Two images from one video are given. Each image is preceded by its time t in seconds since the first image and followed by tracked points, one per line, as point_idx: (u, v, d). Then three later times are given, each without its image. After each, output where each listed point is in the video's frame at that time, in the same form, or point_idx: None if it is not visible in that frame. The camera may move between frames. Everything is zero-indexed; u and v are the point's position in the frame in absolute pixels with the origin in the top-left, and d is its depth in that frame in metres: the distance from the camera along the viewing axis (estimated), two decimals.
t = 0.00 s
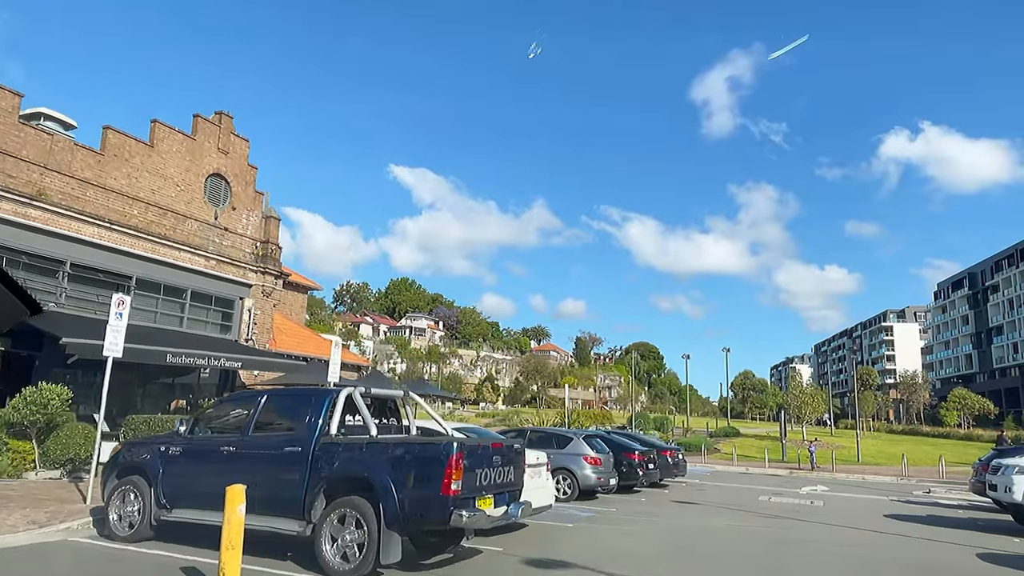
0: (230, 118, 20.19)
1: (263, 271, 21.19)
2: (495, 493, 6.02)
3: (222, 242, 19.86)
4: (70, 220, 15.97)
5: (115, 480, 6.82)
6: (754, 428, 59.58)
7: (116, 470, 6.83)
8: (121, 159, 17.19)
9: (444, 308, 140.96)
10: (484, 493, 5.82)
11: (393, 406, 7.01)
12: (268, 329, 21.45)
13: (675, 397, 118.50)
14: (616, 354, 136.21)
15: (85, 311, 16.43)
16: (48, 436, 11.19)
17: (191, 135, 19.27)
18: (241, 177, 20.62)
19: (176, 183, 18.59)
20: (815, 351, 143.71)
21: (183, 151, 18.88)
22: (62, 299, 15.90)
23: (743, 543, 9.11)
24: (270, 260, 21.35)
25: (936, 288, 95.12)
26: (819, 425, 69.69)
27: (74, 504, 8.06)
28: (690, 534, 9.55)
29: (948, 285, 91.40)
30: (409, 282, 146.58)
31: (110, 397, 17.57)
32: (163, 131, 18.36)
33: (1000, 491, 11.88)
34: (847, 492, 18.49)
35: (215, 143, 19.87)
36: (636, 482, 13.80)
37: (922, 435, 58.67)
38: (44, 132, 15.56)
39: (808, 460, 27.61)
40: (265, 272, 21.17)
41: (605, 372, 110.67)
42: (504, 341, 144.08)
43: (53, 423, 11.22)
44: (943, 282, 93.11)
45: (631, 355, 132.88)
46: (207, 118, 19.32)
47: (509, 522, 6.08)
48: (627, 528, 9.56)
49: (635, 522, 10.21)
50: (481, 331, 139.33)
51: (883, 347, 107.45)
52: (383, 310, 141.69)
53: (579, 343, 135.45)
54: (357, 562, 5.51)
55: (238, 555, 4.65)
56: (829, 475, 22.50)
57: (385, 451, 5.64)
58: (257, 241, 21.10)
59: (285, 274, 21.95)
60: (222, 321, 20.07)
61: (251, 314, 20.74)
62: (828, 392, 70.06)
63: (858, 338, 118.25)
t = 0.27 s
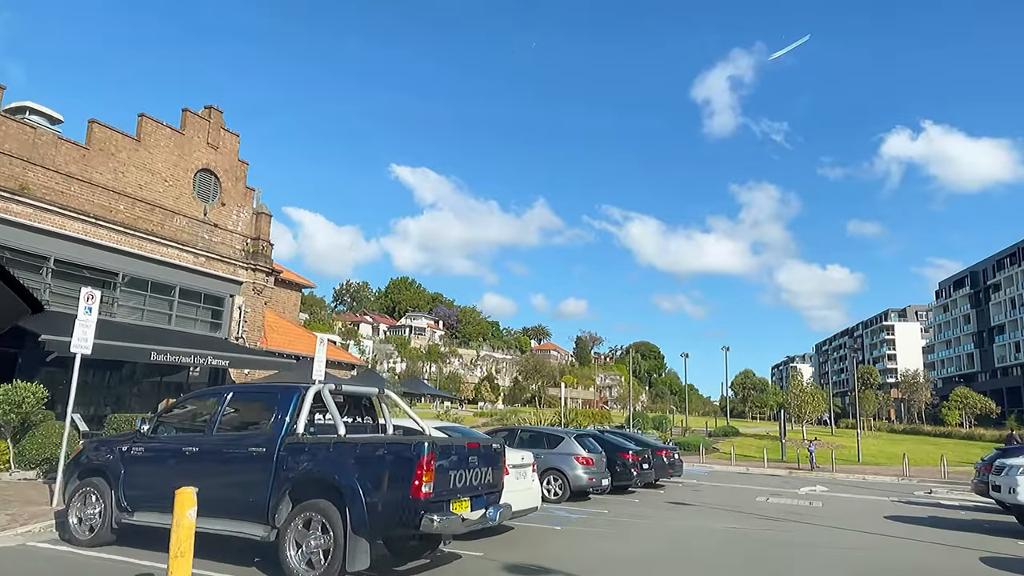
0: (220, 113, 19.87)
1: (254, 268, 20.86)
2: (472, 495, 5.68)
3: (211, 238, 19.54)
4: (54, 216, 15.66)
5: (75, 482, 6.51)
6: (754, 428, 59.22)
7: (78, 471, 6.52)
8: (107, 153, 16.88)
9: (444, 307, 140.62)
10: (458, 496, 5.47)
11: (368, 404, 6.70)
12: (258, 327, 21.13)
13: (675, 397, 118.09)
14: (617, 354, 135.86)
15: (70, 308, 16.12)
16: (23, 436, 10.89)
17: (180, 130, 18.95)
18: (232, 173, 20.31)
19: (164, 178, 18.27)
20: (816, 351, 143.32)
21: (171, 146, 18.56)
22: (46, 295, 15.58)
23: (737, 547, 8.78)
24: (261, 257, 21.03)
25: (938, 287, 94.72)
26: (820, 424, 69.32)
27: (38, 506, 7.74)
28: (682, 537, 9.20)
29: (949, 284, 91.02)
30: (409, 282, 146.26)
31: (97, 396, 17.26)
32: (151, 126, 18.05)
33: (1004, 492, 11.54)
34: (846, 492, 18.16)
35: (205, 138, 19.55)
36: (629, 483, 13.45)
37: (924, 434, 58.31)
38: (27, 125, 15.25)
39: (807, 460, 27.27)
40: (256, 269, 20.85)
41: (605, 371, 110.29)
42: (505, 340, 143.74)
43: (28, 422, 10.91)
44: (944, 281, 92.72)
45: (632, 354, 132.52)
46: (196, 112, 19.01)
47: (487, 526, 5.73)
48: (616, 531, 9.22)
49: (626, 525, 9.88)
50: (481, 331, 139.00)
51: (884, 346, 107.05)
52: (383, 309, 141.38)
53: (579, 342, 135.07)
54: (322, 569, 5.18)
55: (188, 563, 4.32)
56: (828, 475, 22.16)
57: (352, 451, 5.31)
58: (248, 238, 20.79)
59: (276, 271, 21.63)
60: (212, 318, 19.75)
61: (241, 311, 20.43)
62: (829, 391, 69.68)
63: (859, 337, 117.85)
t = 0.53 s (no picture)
0: (210, 107, 19.57)
1: (245, 265, 20.55)
2: (446, 498, 5.32)
3: (201, 234, 19.23)
4: (38, 211, 15.35)
5: (33, 484, 6.18)
6: (755, 427, 58.84)
7: (35, 473, 6.20)
8: (93, 147, 16.57)
9: (445, 306, 140.36)
10: (432, 499, 5.12)
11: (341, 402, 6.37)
12: (250, 325, 20.80)
13: (677, 396, 117.72)
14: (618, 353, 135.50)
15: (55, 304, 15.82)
16: None
17: (169, 124, 18.64)
18: (222, 168, 20.00)
19: (152, 173, 17.96)
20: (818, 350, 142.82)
21: (160, 140, 18.25)
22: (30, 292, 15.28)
23: (733, 551, 8.43)
24: (253, 253, 20.72)
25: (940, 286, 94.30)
26: (822, 423, 69.00)
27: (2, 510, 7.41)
28: (676, 540, 8.85)
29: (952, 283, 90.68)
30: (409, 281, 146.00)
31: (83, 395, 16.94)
32: (138, 119, 17.73)
33: (1010, 493, 11.18)
34: (848, 492, 17.82)
35: (194, 132, 19.24)
36: (625, 483, 13.08)
37: (926, 433, 57.93)
38: (10, 118, 14.94)
39: (809, 459, 26.92)
40: (248, 266, 20.54)
41: (606, 370, 109.94)
42: (506, 339, 143.46)
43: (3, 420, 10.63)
44: (947, 279, 92.29)
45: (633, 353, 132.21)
46: (185, 106, 18.68)
47: (464, 530, 5.38)
48: (606, 534, 8.87)
49: (619, 526, 9.54)
50: (482, 330, 138.66)
51: (886, 345, 106.60)
52: (383, 309, 141.14)
53: (581, 341, 134.76)
54: None
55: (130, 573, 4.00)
56: (829, 474, 21.80)
57: (317, 451, 4.97)
58: (239, 234, 20.48)
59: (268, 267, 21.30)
60: (202, 316, 19.44)
61: (232, 309, 20.12)
62: (831, 390, 69.29)
63: (861, 336, 117.37)
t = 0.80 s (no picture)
0: (201, 101, 19.26)
1: (237, 262, 20.25)
2: (419, 501, 5.00)
3: (192, 230, 18.92)
4: (22, 206, 15.05)
5: None
6: (757, 426, 58.49)
7: None
8: (80, 141, 16.26)
9: (446, 305, 140.11)
10: (402, 503, 4.80)
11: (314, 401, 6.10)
12: (242, 323, 20.50)
13: (679, 395, 117.34)
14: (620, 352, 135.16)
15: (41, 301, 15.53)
16: None
17: (159, 118, 18.33)
18: (214, 163, 19.70)
19: (141, 168, 17.65)
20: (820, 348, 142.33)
21: (149, 134, 17.94)
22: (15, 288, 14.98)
23: (729, 555, 8.09)
24: (245, 250, 20.41)
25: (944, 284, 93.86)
26: (824, 422, 68.63)
27: None
28: (671, 544, 8.50)
29: (956, 281, 90.22)
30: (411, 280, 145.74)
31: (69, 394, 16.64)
32: (127, 114, 17.41)
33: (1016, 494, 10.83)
34: (849, 492, 17.47)
35: (185, 127, 18.93)
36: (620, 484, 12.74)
37: (929, 432, 57.53)
38: None
39: (810, 458, 26.57)
40: (240, 263, 20.24)
41: (608, 369, 109.60)
42: (507, 338, 143.14)
43: None
44: (950, 278, 91.87)
45: (635, 352, 131.89)
46: (175, 100, 18.36)
47: (438, 535, 5.06)
48: (598, 538, 8.53)
49: (611, 529, 9.20)
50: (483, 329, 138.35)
51: (889, 344, 106.13)
52: (385, 308, 140.91)
53: (583, 340, 134.45)
54: None
55: None
56: (831, 474, 21.46)
57: (278, 452, 4.65)
58: (231, 231, 20.18)
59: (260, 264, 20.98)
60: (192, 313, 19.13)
61: (223, 306, 19.82)
62: (833, 389, 68.92)
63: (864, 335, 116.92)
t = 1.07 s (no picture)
0: (192, 96, 19.00)
1: (230, 259, 19.96)
2: (389, 505, 4.67)
3: (183, 227, 18.65)
4: (8, 202, 14.79)
5: None
6: (762, 425, 58.06)
7: None
8: (68, 136, 16.00)
9: (449, 305, 139.84)
10: (369, 506, 4.47)
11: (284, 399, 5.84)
12: (235, 322, 20.21)
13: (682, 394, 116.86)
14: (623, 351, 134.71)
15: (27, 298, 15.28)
16: None
17: (149, 113, 18.07)
18: (206, 159, 19.43)
19: (131, 164, 17.38)
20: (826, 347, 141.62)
21: (139, 130, 17.67)
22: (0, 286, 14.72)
23: (725, 559, 7.75)
24: (238, 247, 20.12)
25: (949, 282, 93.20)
26: (829, 421, 68.14)
27: None
28: (665, 547, 8.14)
29: (961, 279, 89.59)
30: (414, 279, 145.48)
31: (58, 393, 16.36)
32: (117, 108, 17.15)
33: None
34: (854, 493, 17.10)
35: (176, 122, 18.67)
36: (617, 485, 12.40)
37: (935, 431, 56.99)
38: None
39: (814, 458, 26.17)
40: (233, 260, 19.96)
41: (611, 368, 109.18)
42: (510, 338, 142.80)
43: None
44: (956, 276, 91.25)
45: (638, 351, 131.45)
46: (165, 94, 18.10)
47: (409, 541, 4.75)
48: (589, 540, 8.17)
49: (604, 531, 8.87)
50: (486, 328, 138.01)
51: (895, 342, 105.49)
52: (388, 307, 140.70)
53: (586, 339, 134.03)
54: None
55: None
56: (835, 474, 21.07)
57: (233, 453, 4.32)
58: (224, 227, 19.90)
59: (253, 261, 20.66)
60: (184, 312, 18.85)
61: (216, 304, 19.54)
62: (838, 387, 68.41)
63: (869, 333, 116.25)
